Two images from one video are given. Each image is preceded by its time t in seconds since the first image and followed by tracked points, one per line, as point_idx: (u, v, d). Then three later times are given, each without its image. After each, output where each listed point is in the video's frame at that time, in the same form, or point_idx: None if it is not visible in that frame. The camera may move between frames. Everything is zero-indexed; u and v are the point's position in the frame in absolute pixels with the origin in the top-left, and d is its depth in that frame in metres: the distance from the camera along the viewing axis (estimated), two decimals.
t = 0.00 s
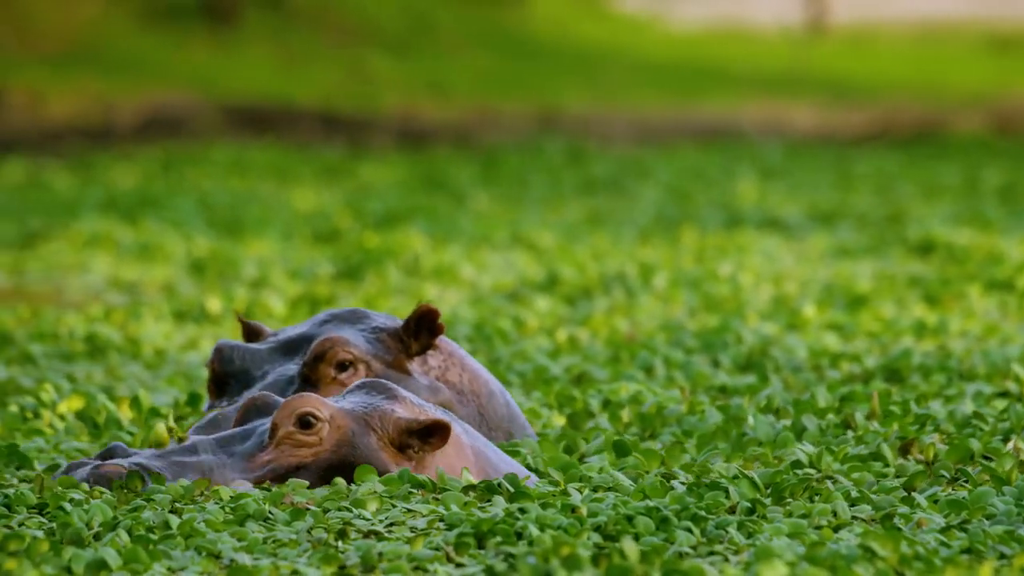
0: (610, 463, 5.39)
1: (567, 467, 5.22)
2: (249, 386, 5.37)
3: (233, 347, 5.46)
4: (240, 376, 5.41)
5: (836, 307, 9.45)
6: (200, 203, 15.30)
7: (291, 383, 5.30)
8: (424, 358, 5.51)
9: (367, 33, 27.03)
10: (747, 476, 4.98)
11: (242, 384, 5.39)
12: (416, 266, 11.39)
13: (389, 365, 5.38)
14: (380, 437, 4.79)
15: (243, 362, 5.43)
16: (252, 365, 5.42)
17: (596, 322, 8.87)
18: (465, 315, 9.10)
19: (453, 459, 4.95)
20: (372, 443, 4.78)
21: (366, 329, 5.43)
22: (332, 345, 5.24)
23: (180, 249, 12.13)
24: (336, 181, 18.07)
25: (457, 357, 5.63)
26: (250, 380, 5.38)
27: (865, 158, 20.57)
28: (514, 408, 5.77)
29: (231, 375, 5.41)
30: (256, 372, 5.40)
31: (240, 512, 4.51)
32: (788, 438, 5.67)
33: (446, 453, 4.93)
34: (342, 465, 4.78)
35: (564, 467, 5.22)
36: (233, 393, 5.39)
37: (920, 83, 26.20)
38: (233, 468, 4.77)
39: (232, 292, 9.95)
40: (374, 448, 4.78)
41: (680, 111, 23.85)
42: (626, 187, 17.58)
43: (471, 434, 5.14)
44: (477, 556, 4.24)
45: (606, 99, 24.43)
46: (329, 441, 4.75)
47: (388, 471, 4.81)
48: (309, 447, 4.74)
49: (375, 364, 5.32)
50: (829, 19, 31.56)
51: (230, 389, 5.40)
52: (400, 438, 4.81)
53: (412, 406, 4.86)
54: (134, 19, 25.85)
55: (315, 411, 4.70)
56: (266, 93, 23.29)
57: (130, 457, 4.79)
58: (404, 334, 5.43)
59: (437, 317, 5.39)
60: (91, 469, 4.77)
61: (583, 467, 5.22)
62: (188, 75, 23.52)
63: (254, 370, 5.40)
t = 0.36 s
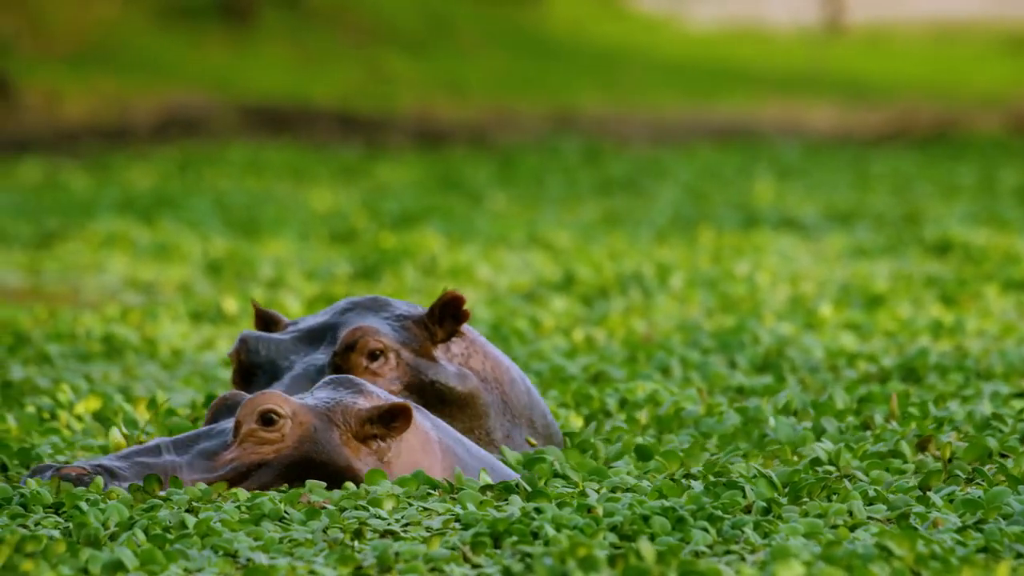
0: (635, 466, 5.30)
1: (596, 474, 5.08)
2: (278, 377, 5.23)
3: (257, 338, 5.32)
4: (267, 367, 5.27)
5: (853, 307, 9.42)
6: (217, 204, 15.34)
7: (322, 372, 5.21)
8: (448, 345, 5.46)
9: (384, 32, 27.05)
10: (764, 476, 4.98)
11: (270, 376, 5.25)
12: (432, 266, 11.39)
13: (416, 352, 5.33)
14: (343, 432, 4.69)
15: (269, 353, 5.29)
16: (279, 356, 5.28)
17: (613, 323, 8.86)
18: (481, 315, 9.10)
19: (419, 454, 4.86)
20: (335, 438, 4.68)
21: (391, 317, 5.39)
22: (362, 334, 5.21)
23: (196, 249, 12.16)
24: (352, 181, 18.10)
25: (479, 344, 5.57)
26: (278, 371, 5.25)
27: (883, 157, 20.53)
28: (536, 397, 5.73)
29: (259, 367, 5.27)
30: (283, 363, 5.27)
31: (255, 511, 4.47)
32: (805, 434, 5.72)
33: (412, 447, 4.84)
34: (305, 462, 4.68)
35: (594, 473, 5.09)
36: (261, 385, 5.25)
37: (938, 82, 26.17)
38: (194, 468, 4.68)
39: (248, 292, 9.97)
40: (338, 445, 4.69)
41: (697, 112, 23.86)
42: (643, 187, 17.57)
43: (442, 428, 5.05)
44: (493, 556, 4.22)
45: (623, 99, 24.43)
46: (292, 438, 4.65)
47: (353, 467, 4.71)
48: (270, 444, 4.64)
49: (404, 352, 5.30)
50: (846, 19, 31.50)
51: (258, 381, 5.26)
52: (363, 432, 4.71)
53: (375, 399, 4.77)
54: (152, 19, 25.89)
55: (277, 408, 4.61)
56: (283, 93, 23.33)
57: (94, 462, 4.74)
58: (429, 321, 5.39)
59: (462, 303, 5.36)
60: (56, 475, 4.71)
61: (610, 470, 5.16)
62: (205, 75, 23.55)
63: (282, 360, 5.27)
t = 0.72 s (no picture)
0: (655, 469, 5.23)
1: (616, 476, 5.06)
2: (303, 371, 5.13)
3: (276, 330, 5.19)
4: (291, 362, 5.14)
5: (870, 307, 9.41)
6: (233, 204, 15.37)
7: (349, 366, 5.15)
8: (467, 330, 5.41)
9: (400, 32, 27.06)
10: (782, 476, 4.97)
11: (293, 369, 5.13)
12: (449, 266, 11.40)
13: (438, 341, 5.30)
14: (305, 429, 4.64)
15: (290, 346, 5.17)
16: (301, 349, 5.18)
17: (629, 323, 8.86)
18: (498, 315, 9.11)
19: (385, 450, 4.81)
20: (297, 435, 4.62)
21: (410, 305, 5.32)
22: (387, 327, 5.16)
23: (213, 249, 12.19)
24: (369, 181, 18.13)
25: (496, 327, 5.52)
26: (303, 364, 5.14)
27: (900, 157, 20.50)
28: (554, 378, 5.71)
29: (282, 361, 5.14)
30: (306, 357, 5.17)
31: (271, 512, 4.45)
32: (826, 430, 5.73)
33: (378, 444, 4.80)
34: (267, 459, 4.64)
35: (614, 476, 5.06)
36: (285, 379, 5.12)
37: (954, 82, 26.16)
38: (157, 468, 4.58)
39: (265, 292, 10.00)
40: (299, 442, 4.64)
41: (714, 112, 23.86)
42: (660, 186, 17.57)
43: (411, 425, 4.99)
44: (510, 557, 4.20)
45: (639, 99, 24.42)
46: (254, 436, 4.60)
47: (316, 464, 4.66)
48: (232, 442, 4.58)
49: (427, 342, 5.27)
50: (862, 18, 31.47)
51: (281, 376, 5.13)
52: (325, 428, 4.65)
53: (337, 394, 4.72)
54: (170, 19, 25.93)
55: (239, 405, 4.56)
56: (300, 93, 23.36)
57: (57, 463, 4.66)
58: (448, 308, 5.33)
59: (482, 291, 5.28)
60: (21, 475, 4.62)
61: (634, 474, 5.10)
62: (222, 75, 23.58)
63: (305, 354, 5.17)
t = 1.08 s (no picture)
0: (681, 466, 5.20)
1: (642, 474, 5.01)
2: (329, 365, 5.18)
3: (299, 322, 5.24)
4: (317, 354, 5.21)
5: (893, 307, 9.37)
6: (256, 204, 15.40)
7: (375, 358, 5.17)
8: (490, 317, 5.34)
9: (422, 32, 27.07)
10: (805, 477, 4.94)
11: (319, 362, 5.20)
12: (471, 266, 11.40)
13: (462, 330, 5.24)
14: (272, 429, 4.60)
15: (315, 338, 5.23)
16: (326, 340, 5.22)
17: (652, 323, 8.85)
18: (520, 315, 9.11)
19: (355, 449, 4.75)
20: (263, 434, 4.59)
21: (432, 294, 5.28)
22: (412, 319, 5.14)
23: (236, 249, 12.22)
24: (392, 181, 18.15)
25: (517, 311, 5.44)
26: (328, 357, 5.20)
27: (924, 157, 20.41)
28: (577, 362, 5.59)
29: (307, 354, 5.21)
30: (332, 349, 5.21)
31: (294, 513, 4.42)
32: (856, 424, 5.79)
33: (348, 444, 4.74)
34: (234, 459, 4.60)
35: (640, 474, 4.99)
36: (312, 371, 5.21)
37: (979, 83, 26.11)
38: (121, 467, 4.58)
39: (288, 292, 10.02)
40: (265, 441, 4.60)
41: (737, 112, 23.81)
42: (683, 187, 17.54)
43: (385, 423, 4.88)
44: (531, 555, 4.16)
45: (662, 99, 24.36)
46: (221, 435, 4.57)
47: (281, 463, 4.63)
48: (198, 441, 4.55)
49: (452, 332, 5.22)
50: (886, 19, 31.40)
51: (308, 368, 5.22)
52: (292, 426, 4.61)
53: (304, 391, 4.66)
54: (192, 17, 25.91)
55: (207, 404, 4.53)
56: (323, 93, 23.39)
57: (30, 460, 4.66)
58: (470, 295, 5.27)
59: (504, 278, 5.24)
60: None
61: (658, 473, 5.04)
62: (246, 75, 23.62)
63: (330, 346, 5.22)
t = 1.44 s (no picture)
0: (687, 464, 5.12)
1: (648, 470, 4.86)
2: (334, 353, 4.78)
3: (302, 309, 4.86)
4: (321, 342, 4.82)
5: (901, 307, 9.36)
6: (265, 204, 15.42)
7: (379, 347, 4.76)
8: (493, 302, 4.99)
9: (431, 32, 27.07)
10: (814, 478, 4.93)
11: (324, 351, 4.80)
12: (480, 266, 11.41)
13: (466, 317, 4.89)
14: (230, 434, 4.29)
15: (318, 325, 4.84)
16: (330, 328, 4.83)
17: (661, 323, 8.85)
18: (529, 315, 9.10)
19: (314, 456, 4.42)
20: (220, 441, 4.28)
21: (434, 278, 4.91)
22: (417, 306, 4.75)
23: (245, 249, 12.24)
24: (400, 182, 18.17)
25: (519, 293, 5.10)
26: (332, 345, 4.80)
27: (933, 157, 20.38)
28: (581, 339, 5.29)
29: (311, 341, 4.82)
30: (335, 338, 4.81)
31: (301, 512, 4.25)
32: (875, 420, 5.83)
33: (308, 450, 4.41)
34: (190, 464, 4.30)
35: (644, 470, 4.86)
36: (315, 361, 4.81)
37: (987, 82, 26.12)
38: (81, 469, 4.33)
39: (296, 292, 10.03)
40: (222, 447, 4.29)
41: (747, 113, 23.87)
42: (692, 187, 17.53)
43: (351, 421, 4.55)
44: (540, 555, 4.05)
45: (671, 100, 24.38)
46: (178, 440, 4.26)
47: (237, 470, 4.33)
48: (156, 446, 4.26)
49: (457, 319, 4.86)
50: (896, 19, 31.43)
51: (312, 357, 4.83)
52: (251, 432, 4.29)
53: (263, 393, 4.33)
54: (200, 17, 25.91)
55: (166, 409, 4.20)
56: (331, 94, 23.41)
57: None
58: (473, 281, 4.92)
59: (510, 263, 4.90)
60: None
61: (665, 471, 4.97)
62: (254, 75, 23.62)
63: (333, 334, 4.82)
